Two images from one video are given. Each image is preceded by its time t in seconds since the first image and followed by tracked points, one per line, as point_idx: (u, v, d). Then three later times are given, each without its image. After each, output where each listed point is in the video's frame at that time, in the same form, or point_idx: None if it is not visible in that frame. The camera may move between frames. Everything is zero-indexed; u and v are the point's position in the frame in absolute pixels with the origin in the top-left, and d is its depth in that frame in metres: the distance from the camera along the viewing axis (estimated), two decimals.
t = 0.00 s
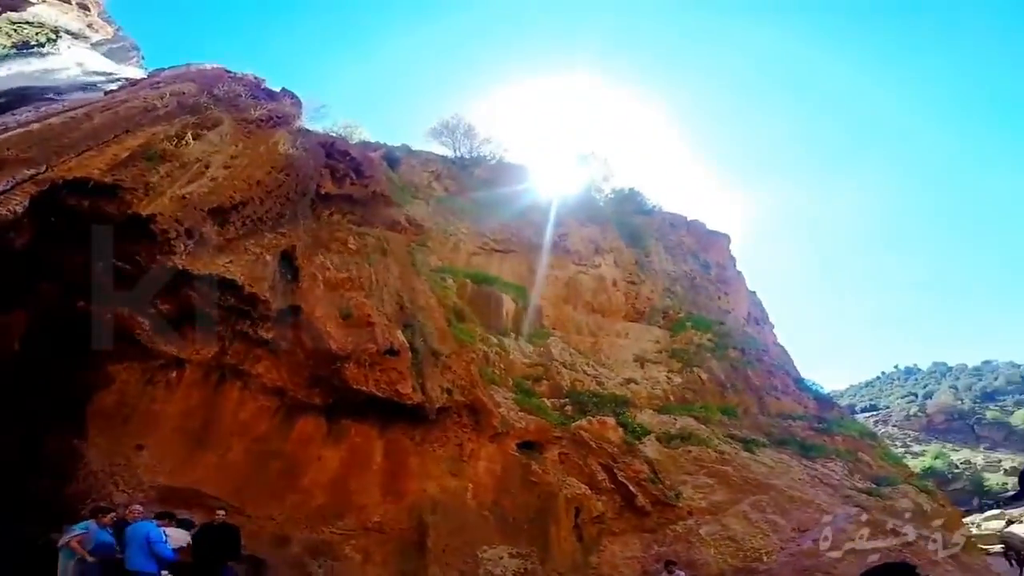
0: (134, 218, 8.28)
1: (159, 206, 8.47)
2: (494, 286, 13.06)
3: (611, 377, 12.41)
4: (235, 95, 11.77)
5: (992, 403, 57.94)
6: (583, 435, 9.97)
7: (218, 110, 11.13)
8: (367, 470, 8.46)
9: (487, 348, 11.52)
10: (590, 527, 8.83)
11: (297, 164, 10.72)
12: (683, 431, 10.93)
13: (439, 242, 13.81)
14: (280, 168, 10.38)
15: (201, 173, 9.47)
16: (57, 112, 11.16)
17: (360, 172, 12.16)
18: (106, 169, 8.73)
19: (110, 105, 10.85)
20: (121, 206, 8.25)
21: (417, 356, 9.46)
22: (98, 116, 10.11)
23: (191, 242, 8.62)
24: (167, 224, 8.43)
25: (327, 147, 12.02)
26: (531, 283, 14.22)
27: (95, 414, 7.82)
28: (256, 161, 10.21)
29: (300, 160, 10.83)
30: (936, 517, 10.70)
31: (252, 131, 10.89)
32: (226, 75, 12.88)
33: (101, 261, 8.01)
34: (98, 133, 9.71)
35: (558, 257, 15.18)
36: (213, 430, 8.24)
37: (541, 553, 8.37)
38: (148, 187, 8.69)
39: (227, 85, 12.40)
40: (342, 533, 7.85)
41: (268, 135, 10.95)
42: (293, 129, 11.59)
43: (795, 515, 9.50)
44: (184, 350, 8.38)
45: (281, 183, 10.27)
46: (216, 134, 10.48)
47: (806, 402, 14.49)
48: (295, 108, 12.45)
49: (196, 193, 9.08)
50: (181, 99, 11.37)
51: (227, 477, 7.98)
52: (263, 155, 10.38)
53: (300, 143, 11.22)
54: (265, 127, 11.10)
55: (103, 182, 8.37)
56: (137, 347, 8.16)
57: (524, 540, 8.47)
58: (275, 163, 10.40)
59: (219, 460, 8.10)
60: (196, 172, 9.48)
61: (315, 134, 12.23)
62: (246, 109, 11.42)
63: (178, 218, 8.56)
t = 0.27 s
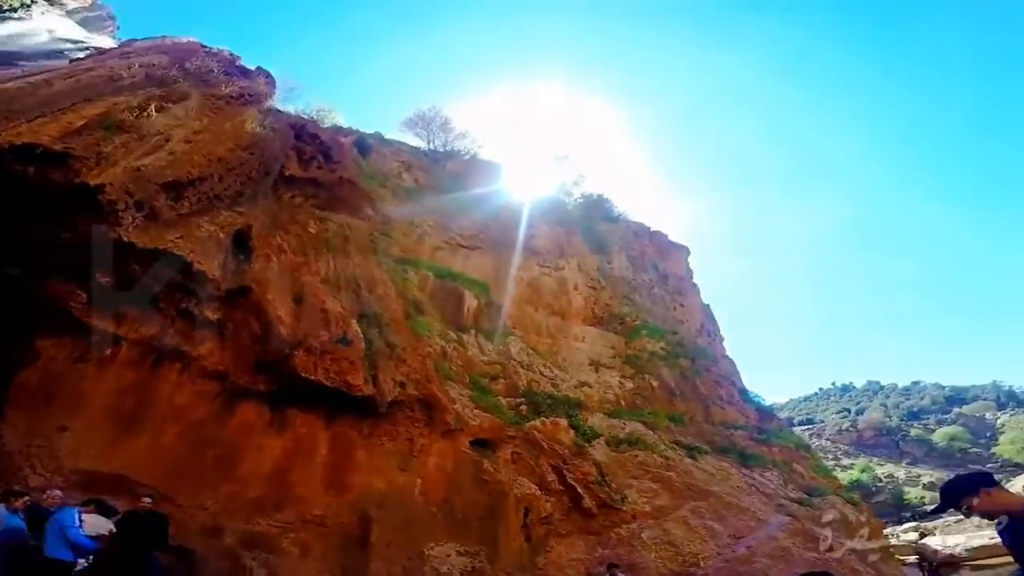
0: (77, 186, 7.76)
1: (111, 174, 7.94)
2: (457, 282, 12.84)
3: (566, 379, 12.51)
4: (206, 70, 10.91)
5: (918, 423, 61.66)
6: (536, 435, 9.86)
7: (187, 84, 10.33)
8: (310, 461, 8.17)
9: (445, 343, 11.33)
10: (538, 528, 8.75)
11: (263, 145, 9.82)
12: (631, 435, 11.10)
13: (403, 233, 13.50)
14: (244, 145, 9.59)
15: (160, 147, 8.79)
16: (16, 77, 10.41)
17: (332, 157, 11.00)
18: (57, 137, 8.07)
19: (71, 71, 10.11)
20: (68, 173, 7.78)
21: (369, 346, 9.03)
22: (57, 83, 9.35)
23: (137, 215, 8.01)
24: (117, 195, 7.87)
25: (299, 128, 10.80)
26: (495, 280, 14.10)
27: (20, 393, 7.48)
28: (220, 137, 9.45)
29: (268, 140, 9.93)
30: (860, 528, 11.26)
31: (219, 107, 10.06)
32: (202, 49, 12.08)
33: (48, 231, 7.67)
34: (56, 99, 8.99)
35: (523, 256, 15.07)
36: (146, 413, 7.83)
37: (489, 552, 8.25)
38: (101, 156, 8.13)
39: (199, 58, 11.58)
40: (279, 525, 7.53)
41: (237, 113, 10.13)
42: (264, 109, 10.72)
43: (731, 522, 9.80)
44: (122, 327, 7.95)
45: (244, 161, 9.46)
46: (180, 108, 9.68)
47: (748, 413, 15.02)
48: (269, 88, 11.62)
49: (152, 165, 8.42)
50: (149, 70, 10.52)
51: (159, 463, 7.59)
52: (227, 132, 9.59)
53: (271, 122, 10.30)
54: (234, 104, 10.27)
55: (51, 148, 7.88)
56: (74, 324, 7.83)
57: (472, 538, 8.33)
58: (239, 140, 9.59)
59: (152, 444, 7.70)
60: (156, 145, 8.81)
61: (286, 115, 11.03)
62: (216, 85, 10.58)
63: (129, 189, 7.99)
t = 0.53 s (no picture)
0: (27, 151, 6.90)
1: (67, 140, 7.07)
2: (420, 274, 12.71)
3: (525, 380, 12.55)
4: (184, 43, 9.54)
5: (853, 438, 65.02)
6: (492, 433, 9.67)
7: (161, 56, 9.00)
8: (254, 450, 7.71)
9: (404, 336, 11.16)
10: (489, 526, 8.63)
11: (232, 123, 8.96)
12: (585, 437, 11.22)
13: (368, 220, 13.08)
14: (213, 121, 8.66)
15: (123, 117, 7.81)
16: None
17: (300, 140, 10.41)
18: (11, 100, 7.05)
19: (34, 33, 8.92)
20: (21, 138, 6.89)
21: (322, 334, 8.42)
22: (23, 48, 8.05)
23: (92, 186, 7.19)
24: (70, 161, 7.01)
25: (271, 108, 10.11)
26: (460, 276, 13.97)
27: None
28: (187, 111, 8.43)
29: (238, 118, 9.04)
30: (791, 538, 11.74)
31: (193, 81, 8.89)
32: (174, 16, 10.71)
33: None
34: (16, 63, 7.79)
35: (489, 254, 14.98)
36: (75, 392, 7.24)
37: (438, 547, 8.06)
38: (58, 123, 7.16)
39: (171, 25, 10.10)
40: (215, 515, 7.28)
41: (210, 87, 9.03)
42: (240, 86, 9.57)
43: (675, 527, 10.00)
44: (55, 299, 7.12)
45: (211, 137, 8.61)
46: (151, 78, 8.53)
47: (695, 420, 15.47)
48: (248, 64, 10.17)
49: (112, 135, 7.50)
50: (123, 40, 9.07)
51: (88, 447, 7.16)
52: (196, 107, 8.55)
53: (244, 99, 9.34)
54: (208, 80, 9.05)
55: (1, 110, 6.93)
56: None
57: (421, 535, 8.08)
58: (209, 116, 8.61)
59: (80, 426, 7.18)
60: (119, 115, 7.80)
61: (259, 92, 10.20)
62: (191, 59, 9.23)
63: (83, 156, 7.12)
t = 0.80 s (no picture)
0: None
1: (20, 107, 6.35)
2: (385, 264, 12.50)
3: (485, 379, 12.47)
4: (164, 15, 9.06)
5: (794, 451, 67.82)
6: (448, 430, 9.59)
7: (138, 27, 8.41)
8: (195, 437, 7.28)
9: (363, 327, 10.97)
10: (440, 524, 8.45)
11: (204, 99, 7.88)
12: (540, 439, 11.30)
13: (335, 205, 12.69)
14: (184, 96, 7.72)
15: (87, 85, 7.06)
16: None
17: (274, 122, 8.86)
18: None
19: None
20: None
21: (275, 317, 7.83)
22: None
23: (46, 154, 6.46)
24: (25, 127, 6.31)
25: (247, 86, 8.66)
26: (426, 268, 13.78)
27: None
28: (157, 83, 7.60)
29: (211, 93, 7.95)
30: (732, 546, 12.02)
31: (169, 55, 8.18)
32: None
33: None
34: None
35: (458, 250, 14.84)
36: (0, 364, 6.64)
37: (385, 544, 7.78)
38: (15, 87, 6.52)
39: None
40: (147, 502, 6.84)
41: (185, 63, 8.18)
42: (218, 62, 8.66)
43: (624, 532, 10.03)
44: None
45: (178, 112, 7.62)
46: (125, 50, 7.87)
47: (647, 427, 15.74)
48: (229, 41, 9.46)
49: (71, 103, 6.71)
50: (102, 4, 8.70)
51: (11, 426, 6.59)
52: (166, 80, 7.68)
53: (220, 75, 8.26)
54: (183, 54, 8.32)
55: None
56: None
57: (368, 529, 7.83)
58: (178, 90, 7.69)
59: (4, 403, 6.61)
60: (84, 84, 7.07)
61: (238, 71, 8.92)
62: (169, 31, 8.63)
63: (40, 122, 6.40)
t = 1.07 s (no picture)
0: None
1: None
2: (352, 255, 12.23)
3: (445, 375, 12.34)
4: None
5: (741, 461, 70.07)
6: (403, 425, 8.84)
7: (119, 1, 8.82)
8: (132, 420, 6.76)
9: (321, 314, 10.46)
10: (390, 520, 7.90)
11: (179, 75, 8.04)
12: (497, 438, 11.22)
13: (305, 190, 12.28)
14: (160, 70, 7.97)
15: (62, 55, 7.61)
16: None
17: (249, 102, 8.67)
18: None
19: None
20: None
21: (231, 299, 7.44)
22: None
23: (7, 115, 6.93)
24: None
25: (226, 64, 8.56)
26: (393, 258, 13.50)
27: None
28: (134, 56, 7.92)
29: (186, 69, 8.09)
30: (677, 551, 12.21)
31: (148, 29, 8.56)
32: None
33: None
34: None
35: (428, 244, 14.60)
36: None
37: (331, 539, 7.37)
38: None
39: None
40: (76, 488, 6.33)
41: (163, 38, 8.50)
42: (199, 40, 8.70)
43: (574, 534, 9.92)
44: None
45: (150, 84, 7.86)
46: (105, 22, 8.32)
47: (602, 431, 15.95)
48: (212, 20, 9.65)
49: (41, 71, 7.31)
50: None
51: None
52: (143, 54, 7.99)
53: (197, 52, 8.33)
54: (163, 29, 8.69)
55: None
56: None
57: (313, 522, 7.42)
58: (155, 64, 7.96)
59: None
60: (57, 53, 7.64)
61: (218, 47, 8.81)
62: (153, 7, 8.99)
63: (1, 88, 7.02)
